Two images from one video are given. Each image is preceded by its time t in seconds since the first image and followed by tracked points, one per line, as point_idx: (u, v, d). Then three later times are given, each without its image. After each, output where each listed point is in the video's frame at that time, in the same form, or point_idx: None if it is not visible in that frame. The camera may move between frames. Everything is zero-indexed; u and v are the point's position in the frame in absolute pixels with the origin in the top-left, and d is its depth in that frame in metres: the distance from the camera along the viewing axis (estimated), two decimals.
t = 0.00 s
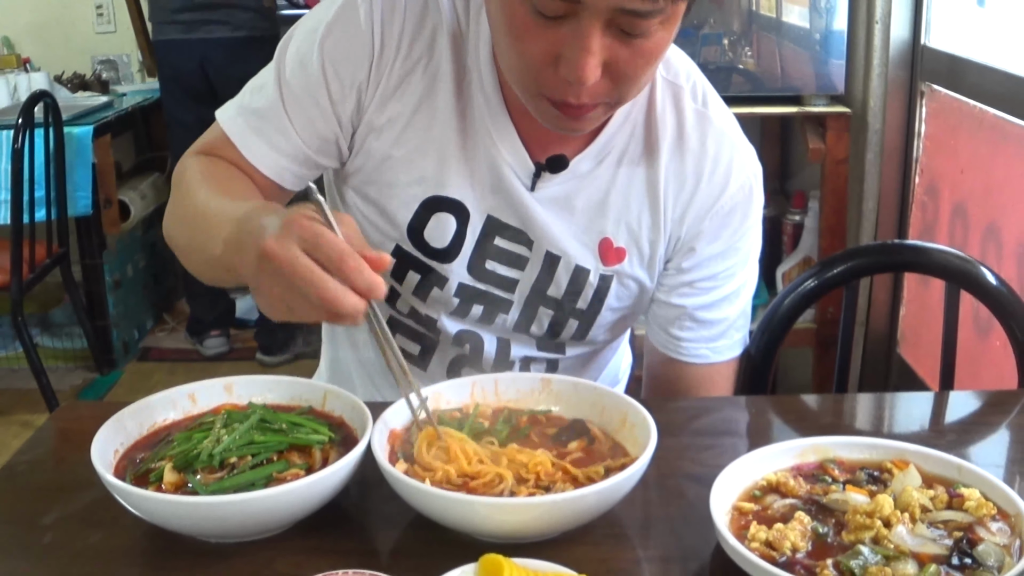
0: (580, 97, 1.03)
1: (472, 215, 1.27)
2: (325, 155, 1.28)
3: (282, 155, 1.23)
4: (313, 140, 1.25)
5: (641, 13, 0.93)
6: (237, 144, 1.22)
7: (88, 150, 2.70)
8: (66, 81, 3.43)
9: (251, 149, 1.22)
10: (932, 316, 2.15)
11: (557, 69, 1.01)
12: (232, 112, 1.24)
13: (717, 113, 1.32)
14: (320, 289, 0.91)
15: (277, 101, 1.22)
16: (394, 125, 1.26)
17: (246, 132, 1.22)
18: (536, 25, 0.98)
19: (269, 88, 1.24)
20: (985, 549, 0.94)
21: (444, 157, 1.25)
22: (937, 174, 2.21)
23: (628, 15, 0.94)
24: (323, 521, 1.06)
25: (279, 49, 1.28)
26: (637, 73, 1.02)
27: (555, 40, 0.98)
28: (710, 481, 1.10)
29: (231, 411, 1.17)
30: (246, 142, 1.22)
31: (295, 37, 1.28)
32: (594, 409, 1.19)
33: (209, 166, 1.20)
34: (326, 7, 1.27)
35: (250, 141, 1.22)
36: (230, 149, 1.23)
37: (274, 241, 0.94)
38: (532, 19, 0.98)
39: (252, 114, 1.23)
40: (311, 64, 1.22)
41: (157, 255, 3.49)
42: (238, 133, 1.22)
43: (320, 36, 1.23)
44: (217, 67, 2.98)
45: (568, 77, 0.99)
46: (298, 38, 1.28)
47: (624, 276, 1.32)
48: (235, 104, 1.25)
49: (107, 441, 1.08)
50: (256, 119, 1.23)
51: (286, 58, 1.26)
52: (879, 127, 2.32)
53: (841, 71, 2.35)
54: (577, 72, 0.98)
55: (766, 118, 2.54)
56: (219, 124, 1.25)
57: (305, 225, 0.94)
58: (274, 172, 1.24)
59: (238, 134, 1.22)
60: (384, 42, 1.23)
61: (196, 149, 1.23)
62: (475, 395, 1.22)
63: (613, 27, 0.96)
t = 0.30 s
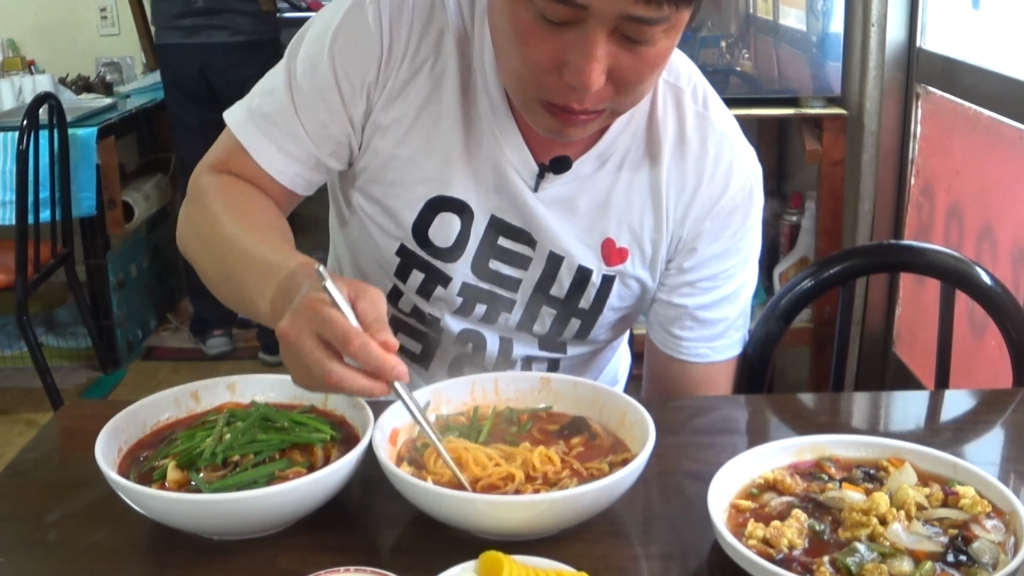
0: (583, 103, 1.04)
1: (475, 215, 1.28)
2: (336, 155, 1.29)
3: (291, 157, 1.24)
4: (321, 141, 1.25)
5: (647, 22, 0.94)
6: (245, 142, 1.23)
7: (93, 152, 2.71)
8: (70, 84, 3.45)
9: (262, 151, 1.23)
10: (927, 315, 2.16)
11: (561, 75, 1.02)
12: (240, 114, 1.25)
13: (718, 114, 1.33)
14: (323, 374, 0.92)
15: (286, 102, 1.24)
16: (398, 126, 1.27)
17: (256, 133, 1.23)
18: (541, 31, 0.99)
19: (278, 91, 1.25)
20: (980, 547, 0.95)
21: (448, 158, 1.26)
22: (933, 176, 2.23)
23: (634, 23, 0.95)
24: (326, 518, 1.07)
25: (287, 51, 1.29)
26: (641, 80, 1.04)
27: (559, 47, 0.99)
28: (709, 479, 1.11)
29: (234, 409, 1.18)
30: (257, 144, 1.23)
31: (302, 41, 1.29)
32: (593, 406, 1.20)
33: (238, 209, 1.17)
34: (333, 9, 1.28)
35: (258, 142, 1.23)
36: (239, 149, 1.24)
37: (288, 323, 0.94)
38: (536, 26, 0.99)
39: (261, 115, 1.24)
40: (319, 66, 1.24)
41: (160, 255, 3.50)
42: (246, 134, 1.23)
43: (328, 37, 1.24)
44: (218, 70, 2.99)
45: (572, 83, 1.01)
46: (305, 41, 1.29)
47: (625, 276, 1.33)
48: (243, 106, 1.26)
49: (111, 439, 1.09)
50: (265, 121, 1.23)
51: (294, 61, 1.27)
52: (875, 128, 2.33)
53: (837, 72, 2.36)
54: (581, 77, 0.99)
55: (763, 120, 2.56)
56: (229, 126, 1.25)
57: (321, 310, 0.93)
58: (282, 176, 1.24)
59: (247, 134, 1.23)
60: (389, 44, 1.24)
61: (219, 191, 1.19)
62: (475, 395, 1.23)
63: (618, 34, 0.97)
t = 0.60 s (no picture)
0: (590, 104, 1.05)
1: (479, 214, 1.30)
2: (348, 159, 1.29)
3: (307, 158, 1.23)
4: (335, 144, 1.25)
5: (653, 23, 0.95)
6: (260, 144, 1.22)
7: (97, 153, 2.72)
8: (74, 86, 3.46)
9: (278, 153, 1.22)
10: (923, 315, 2.17)
11: (567, 77, 1.03)
12: (251, 116, 1.24)
13: (719, 115, 1.34)
14: (371, 419, 0.94)
15: (301, 102, 1.23)
16: (406, 126, 1.27)
17: (271, 135, 1.22)
18: (547, 33, 1.00)
19: (291, 92, 1.24)
20: (975, 545, 0.96)
21: (454, 159, 1.27)
22: (929, 177, 2.24)
23: (641, 25, 0.96)
24: (328, 515, 1.08)
25: (296, 53, 1.29)
26: (647, 81, 1.05)
27: (566, 49, 1.00)
28: (707, 477, 1.12)
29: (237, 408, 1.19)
30: (273, 146, 1.22)
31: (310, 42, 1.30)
32: (593, 404, 1.21)
33: (252, 221, 1.16)
34: (342, 11, 1.28)
35: (275, 143, 1.22)
36: (254, 155, 1.22)
37: (326, 371, 0.95)
38: (542, 27, 1.00)
39: (274, 117, 1.23)
40: (331, 66, 1.24)
41: (163, 256, 3.51)
42: (262, 135, 1.22)
43: (339, 38, 1.25)
44: (219, 73, 3.00)
45: (579, 84, 1.02)
46: (313, 42, 1.29)
47: (627, 276, 1.35)
48: (254, 108, 1.25)
49: (115, 438, 1.10)
50: (280, 122, 1.22)
51: (305, 62, 1.27)
52: (871, 130, 2.35)
53: (834, 75, 2.39)
54: (588, 78, 1.00)
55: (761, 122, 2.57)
56: (241, 128, 1.25)
57: (351, 358, 0.93)
58: (300, 179, 1.23)
59: (262, 136, 1.22)
60: (398, 44, 1.25)
61: (236, 206, 1.17)
62: (475, 393, 1.24)
63: (624, 36, 0.98)
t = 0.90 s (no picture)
0: (590, 110, 1.06)
1: (479, 217, 1.31)
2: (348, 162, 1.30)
3: (308, 162, 1.24)
4: (335, 147, 1.26)
5: (653, 29, 0.96)
6: (261, 148, 1.23)
7: (101, 154, 2.73)
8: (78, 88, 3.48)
9: (278, 157, 1.23)
10: (918, 314, 2.18)
11: (568, 83, 1.04)
12: (253, 120, 1.25)
13: (718, 117, 1.35)
14: (383, 438, 0.97)
15: (301, 106, 1.24)
16: (407, 129, 1.29)
17: (272, 139, 1.23)
18: (548, 38, 1.01)
19: (292, 96, 1.25)
20: (970, 541, 0.97)
21: (455, 161, 1.29)
22: (924, 177, 2.25)
23: (641, 30, 0.97)
24: (330, 513, 1.09)
25: (297, 57, 1.30)
26: (647, 86, 1.06)
27: (567, 54, 1.01)
28: (704, 475, 1.14)
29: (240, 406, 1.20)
30: (273, 150, 1.23)
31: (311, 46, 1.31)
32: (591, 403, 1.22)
33: (253, 222, 1.17)
34: (342, 15, 1.30)
35: (275, 146, 1.23)
36: (254, 158, 1.24)
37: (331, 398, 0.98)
38: (543, 33, 1.01)
39: (274, 120, 1.24)
40: (331, 70, 1.25)
41: (167, 256, 3.52)
42: (263, 139, 1.23)
43: (339, 42, 1.26)
44: (220, 75, 3.01)
45: (580, 90, 1.03)
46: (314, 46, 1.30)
47: (627, 277, 1.36)
48: (255, 112, 1.26)
49: (119, 436, 1.11)
50: (281, 126, 1.23)
51: (305, 65, 1.28)
52: (867, 131, 2.36)
53: (831, 77, 2.39)
54: (589, 84, 1.01)
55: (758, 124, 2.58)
56: (242, 132, 1.26)
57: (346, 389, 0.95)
58: (300, 183, 1.25)
59: (262, 139, 1.23)
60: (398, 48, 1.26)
61: (238, 207, 1.18)
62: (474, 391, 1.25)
63: (625, 41, 0.99)
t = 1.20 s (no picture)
0: (582, 108, 1.08)
1: (476, 218, 1.32)
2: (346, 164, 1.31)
3: (305, 165, 1.25)
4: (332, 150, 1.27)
5: (644, 27, 0.98)
6: (258, 151, 1.24)
7: (104, 155, 2.76)
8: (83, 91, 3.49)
9: (275, 160, 1.24)
10: (913, 314, 2.20)
11: (560, 81, 1.06)
12: (250, 124, 1.27)
13: (712, 119, 1.36)
14: (386, 424, 0.98)
15: (297, 110, 1.25)
16: (403, 132, 1.30)
17: (269, 142, 1.24)
18: (541, 37, 1.03)
19: (289, 100, 1.26)
20: (965, 539, 0.98)
21: (452, 164, 1.30)
22: (919, 179, 2.27)
23: (632, 28, 0.98)
24: (331, 510, 1.10)
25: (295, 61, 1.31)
26: (639, 83, 1.07)
27: (559, 53, 1.02)
28: (701, 473, 1.15)
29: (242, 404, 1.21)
30: (269, 153, 1.24)
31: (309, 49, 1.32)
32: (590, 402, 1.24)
33: (250, 223, 1.18)
34: (338, 19, 1.31)
35: (271, 149, 1.24)
36: (251, 160, 1.25)
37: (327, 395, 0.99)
38: (536, 32, 1.03)
39: (271, 124, 1.25)
40: (327, 74, 1.26)
41: (170, 257, 3.54)
42: (259, 143, 1.25)
43: (336, 46, 1.27)
44: (221, 77, 3.03)
45: (572, 87, 1.04)
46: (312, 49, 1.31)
47: (623, 278, 1.37)
48: (253, 116, 1.28)
49: (123, 434, 1.12)
50: (277, 129, 1.25)
51: (302, 69, 1.29)
52: (863, 133, 2.37)
53: (827, 79, 2.40)
54: (580, 81, 1.03)
55: (756, 126, 2.60)
56: (239, 135, 1.27)
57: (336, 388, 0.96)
58: (298, 185, 1.26)
59: (259, 143, 1.25)
60: (394, 52, 1.27)
61: (236, 207, 1.20)
62: (475, 391, 1.27)
63: (617, 39, 1.00)
